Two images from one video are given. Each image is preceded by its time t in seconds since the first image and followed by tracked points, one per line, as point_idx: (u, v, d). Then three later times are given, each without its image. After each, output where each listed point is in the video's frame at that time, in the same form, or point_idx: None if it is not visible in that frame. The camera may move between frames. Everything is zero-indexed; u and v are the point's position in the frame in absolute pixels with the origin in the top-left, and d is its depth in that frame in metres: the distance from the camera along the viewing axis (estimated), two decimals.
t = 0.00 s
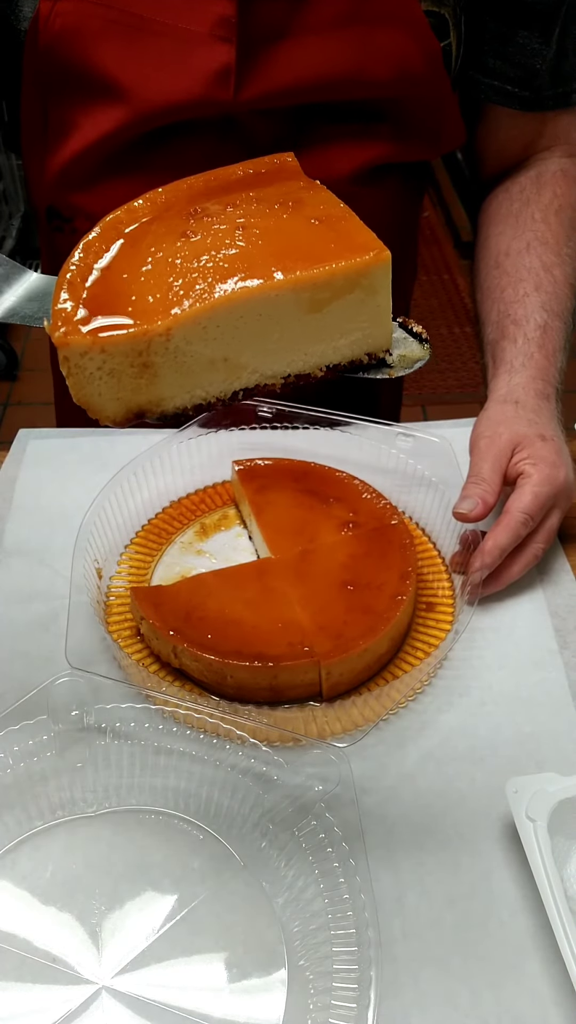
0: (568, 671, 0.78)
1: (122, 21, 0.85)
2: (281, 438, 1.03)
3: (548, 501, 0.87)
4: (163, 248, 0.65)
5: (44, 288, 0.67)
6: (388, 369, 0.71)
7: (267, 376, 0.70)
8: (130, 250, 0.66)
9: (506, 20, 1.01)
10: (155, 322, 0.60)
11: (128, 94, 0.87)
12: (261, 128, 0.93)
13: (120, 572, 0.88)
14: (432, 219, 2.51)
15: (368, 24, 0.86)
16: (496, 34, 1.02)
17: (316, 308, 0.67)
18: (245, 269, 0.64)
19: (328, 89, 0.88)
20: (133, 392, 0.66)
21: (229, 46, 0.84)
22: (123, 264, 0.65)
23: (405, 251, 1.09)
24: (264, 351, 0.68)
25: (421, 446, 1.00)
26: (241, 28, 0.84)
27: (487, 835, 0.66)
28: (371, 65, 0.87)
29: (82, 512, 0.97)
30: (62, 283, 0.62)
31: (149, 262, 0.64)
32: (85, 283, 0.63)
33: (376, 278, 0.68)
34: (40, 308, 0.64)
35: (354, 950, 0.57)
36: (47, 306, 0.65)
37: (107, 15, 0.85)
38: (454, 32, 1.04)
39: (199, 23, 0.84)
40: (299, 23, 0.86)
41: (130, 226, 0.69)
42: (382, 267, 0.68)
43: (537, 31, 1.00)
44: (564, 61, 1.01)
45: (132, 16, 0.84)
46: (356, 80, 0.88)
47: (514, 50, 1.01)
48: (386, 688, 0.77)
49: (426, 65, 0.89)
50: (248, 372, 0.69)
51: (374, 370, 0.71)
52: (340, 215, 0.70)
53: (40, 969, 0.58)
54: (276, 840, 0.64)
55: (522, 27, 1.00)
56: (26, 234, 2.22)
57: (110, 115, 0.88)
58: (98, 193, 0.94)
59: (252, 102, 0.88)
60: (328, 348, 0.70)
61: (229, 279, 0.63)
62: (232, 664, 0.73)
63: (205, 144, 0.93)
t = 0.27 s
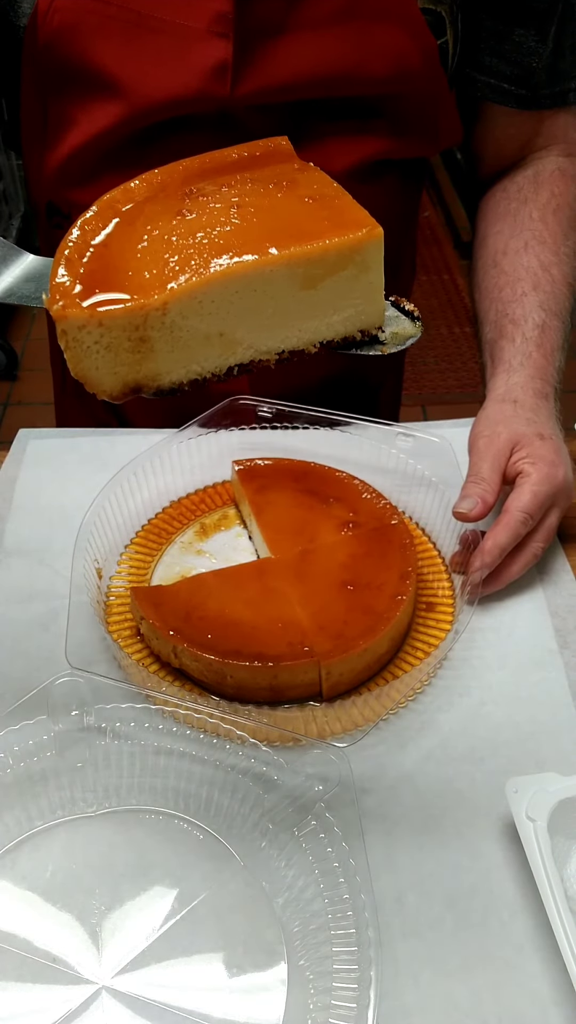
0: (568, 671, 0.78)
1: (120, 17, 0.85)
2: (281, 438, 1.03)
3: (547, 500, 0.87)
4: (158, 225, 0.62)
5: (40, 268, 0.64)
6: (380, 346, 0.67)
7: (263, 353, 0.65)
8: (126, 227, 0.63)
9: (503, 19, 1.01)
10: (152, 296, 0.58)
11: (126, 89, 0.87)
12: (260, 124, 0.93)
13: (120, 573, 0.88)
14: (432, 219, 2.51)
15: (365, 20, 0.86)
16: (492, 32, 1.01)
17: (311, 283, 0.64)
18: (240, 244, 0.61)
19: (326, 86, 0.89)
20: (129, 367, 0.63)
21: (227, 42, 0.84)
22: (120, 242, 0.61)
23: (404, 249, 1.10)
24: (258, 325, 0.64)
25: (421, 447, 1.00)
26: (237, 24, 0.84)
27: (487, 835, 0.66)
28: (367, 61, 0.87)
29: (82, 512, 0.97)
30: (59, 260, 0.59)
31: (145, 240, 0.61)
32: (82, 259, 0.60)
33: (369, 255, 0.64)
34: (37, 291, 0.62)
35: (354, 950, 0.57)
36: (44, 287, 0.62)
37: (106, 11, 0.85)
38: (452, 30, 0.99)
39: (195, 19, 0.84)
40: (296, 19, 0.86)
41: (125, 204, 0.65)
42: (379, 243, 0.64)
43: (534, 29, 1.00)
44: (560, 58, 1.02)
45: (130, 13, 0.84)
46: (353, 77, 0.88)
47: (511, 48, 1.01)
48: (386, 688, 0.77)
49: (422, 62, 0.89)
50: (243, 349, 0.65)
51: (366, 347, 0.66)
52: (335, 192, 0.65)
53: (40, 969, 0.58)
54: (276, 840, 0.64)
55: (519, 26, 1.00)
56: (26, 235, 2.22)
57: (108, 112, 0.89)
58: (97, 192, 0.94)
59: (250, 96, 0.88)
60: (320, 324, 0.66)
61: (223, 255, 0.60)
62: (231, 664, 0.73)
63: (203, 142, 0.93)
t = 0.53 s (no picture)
0: (569, 671, 0.78)
1: (118, 14, 0.85)
2: (282, 438, 1.03)
3: (546, 499, 0.87)
4: (147, 218, 0.62)
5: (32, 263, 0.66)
6: (366, 338, 0.66)
7: (249, 345, 0.67)
8: (116, 219, 0.63)
9: (500, 17, 1.01)
10: (139, 287, 0.59)
11: (126, 86, 0.87)
12: (258, 122, 0.92)
13: (120, 573, 0.88)
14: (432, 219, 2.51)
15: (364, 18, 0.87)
16: (489, 30, 1.02)
17: (296, 277, 0.65)
18: (227, 237, 0.62)
19: (325, 82, 0.89)
20: (118, 359, 0.63)
21: (223, 39, 0.84)
22: (110, 234, 0.62)
23: (404, 248, 1.09)
24: (244, 316, 0.65)
25: (422, 447, 1.00)
26: (235, 22, 0.83)
27: (488, 835, 0.66)
28: (366, 58, 0.88)
29: (82, 511, 0.97)
30: (48, 250, 0.60)
31: (134, 231, 0.62)
32: (72, 251, 0.61)
33: (354, 249, 0.64)
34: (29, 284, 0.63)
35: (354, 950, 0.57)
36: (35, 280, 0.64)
37: (103, 8, 0.85)
38: (450, 28, 0.99)
39: (192, 16, 0.84)
40: (294, 16, 0.86)
41: (116, 199, 0.66)
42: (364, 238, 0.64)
43: (531, 27, 1.00)
44: (557, 56, 1.02)
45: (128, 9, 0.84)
46: (351, 74, 0.88)
47: (508, 46, 1.01)
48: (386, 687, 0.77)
49: (421, 61, 0.90)
50: (230, 341, 0.67)
51: (352, 338, 0.66)
52: (322, 187, 0.66)
53: (40, 969, 0.58)
54: (276, 840, 0.64)
55: (516, 24, 1.00)
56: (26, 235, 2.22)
57: (108, 108, 0.89)
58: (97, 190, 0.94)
59: (247, 94, 0.87)
60: (305, 316, 0.67)
61: (210, 247, 0.61)
62: (232, 663, 0.73)
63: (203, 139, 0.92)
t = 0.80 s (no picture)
0: (569, 671, 0.78)
1: (118, 13, 0.85)
2: (282, 438, 1.03)
3: (546, 500, 0.87)
4: (144, 235, 0.63)
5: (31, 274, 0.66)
6: (358, 354, 0.67)
7: (243, 360, 0.67)
8: (114, 235, 0.64)
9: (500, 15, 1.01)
10: (135, 305, 0.59)
11: (126, 86, 0.87)
12: (258, 121, 0.92)
13: (120, 573, 0.88)
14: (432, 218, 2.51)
15: (364, 16, 0.87)
16: (489, 27, 1.02)
17: (290, 293, 0.65)
18: (222, 254, 0.62)
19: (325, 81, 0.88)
20: (114, 373, 0.64)
21: (224, 37, 0.84)
22: (107, 251, 0.62)
23: (404, 247, 1.09)
24: (239, 332, 0.66)
25: (422, 447, 0.99)
26: (236, 20, 0.83)
27: (488, 835, 0.66)
28: (366, 56, 0.88)
29: (82, 511, 0.97)
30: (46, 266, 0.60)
31: (131, 249, 0.62)
32: (69, 267, 0.61)
33: (347, 265, 0.65)
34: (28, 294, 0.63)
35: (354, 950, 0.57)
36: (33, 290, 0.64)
37: (103, 7, 0.85)
38: (449, 25, 0.99)
39: (192, 15, 0.84)
40: (294, 14, 0.86)
41: (114, 213, 0.66)
42: (356, 256, 0.65)
43: (531, 24, 1.00)
44: (558, 53, 1.01)
45: (128, 8, 0.84)
46: (352, 72, 0.88)
47: (508, 42, 1.01)
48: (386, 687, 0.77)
49: (420, 58, 0.90)
50: (225, 357, 0.67)
51: (345, 356, 0.67)
52: (317, 205, 0.66)
53: (40, 969, 0.58)
54: (276, 840, 0.64)
55: (516, 21, 1.00)
56: (26, 234, 2.21)
57: (108, 106, 0.89)
58: (97, 189, 0.94)
59: (248, 92, 0.87)
60: (297, 332, 0.67)
61: (205, 265, 0.61)
62: (231, 663, 0.73)
63: (204, 136, 0.92)
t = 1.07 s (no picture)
0: (569, 671, 0.78)
1: (118, 11, 0.85)
2: (282, 438, 1.03)
3: (551, 487, 0.87)
4: (141, 231, 0.66)
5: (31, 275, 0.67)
6: (357, 347, 0.72)
7: (241, 352, 0.71)
8: (111, 231, 0.67)
9: (501, 11, 1.00)
10: (133, 297, 0.63)
11: (127, 84, 0.87)
12: (259, 119, 0.92)
13: (120, 573, 0.88)
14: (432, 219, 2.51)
15: (365, 12, 0.87)
16: (489, 23, 1.02)
17: (287, 286, 0.69)
18: (218, 248, 0.66)
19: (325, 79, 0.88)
20: (112, 367, 0.68)
21: (225, 34, 0.84)
22: (104, 246, 0.66)
23: (404, 246, 1.09)
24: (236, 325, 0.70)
25: (422, 447, 0.99)
26: (236, 16, 0.83)
27: (488, 835, 0.66)
28: (366, 52, 0.88)
29: (82, 511, 0.97)
30: (46, 262, 0.64)
31: (129, 242, 0.66)
32: (67, 262, 0.65)
33: (343, 256, 0.69)
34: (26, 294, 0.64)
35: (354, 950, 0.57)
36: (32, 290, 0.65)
37: (103, 5, 0.85)
38: (449, 22, 0.99)
39: (192, 12, 0.84)
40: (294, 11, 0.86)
41: (111, 209, 0.70)
42: (350, 246, 0.69)
43: (531, 21, 1.00)
44: (559, 48, 1.01)
45: (128, 6, 0.84)
46: (351, 70, 0.88)
47: (508, 39, 1.01)
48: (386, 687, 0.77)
49: (421, 54, 0.91)
50: (222, 350, 0.71)
51: (343, 346, 0.72)
52: (312, 199, 0.70)
53: (40, 969, 0.58)
54: (277, 840, 0.64)
55: (517, 18, 1.00)
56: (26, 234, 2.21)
57: (108, 105, 0.89)
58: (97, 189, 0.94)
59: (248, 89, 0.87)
60: (294, 324, 0.72)
61: (202, 257, 0.65)
62: (231, 663, 0.73)
63: (203, 132, 0.92)
